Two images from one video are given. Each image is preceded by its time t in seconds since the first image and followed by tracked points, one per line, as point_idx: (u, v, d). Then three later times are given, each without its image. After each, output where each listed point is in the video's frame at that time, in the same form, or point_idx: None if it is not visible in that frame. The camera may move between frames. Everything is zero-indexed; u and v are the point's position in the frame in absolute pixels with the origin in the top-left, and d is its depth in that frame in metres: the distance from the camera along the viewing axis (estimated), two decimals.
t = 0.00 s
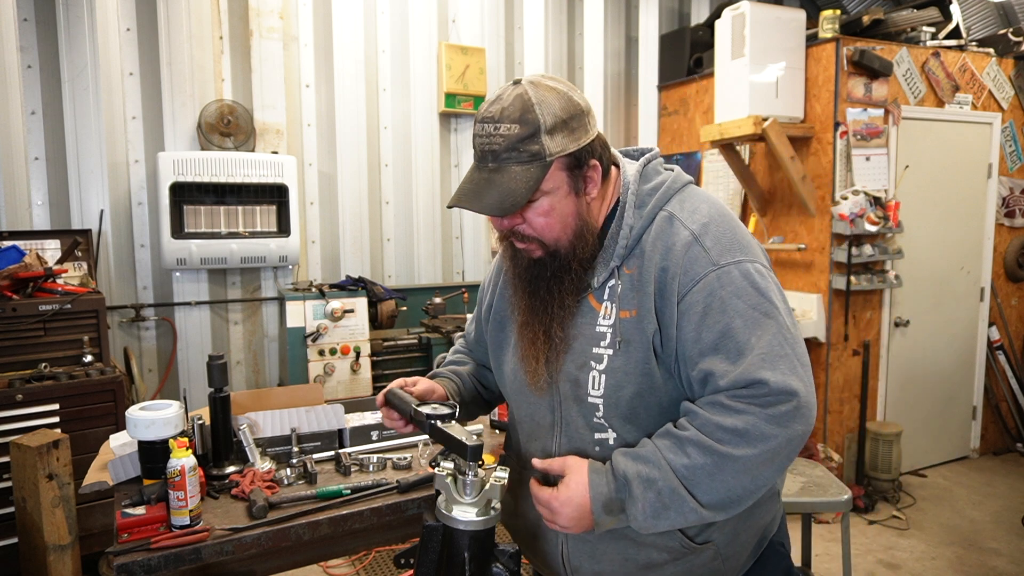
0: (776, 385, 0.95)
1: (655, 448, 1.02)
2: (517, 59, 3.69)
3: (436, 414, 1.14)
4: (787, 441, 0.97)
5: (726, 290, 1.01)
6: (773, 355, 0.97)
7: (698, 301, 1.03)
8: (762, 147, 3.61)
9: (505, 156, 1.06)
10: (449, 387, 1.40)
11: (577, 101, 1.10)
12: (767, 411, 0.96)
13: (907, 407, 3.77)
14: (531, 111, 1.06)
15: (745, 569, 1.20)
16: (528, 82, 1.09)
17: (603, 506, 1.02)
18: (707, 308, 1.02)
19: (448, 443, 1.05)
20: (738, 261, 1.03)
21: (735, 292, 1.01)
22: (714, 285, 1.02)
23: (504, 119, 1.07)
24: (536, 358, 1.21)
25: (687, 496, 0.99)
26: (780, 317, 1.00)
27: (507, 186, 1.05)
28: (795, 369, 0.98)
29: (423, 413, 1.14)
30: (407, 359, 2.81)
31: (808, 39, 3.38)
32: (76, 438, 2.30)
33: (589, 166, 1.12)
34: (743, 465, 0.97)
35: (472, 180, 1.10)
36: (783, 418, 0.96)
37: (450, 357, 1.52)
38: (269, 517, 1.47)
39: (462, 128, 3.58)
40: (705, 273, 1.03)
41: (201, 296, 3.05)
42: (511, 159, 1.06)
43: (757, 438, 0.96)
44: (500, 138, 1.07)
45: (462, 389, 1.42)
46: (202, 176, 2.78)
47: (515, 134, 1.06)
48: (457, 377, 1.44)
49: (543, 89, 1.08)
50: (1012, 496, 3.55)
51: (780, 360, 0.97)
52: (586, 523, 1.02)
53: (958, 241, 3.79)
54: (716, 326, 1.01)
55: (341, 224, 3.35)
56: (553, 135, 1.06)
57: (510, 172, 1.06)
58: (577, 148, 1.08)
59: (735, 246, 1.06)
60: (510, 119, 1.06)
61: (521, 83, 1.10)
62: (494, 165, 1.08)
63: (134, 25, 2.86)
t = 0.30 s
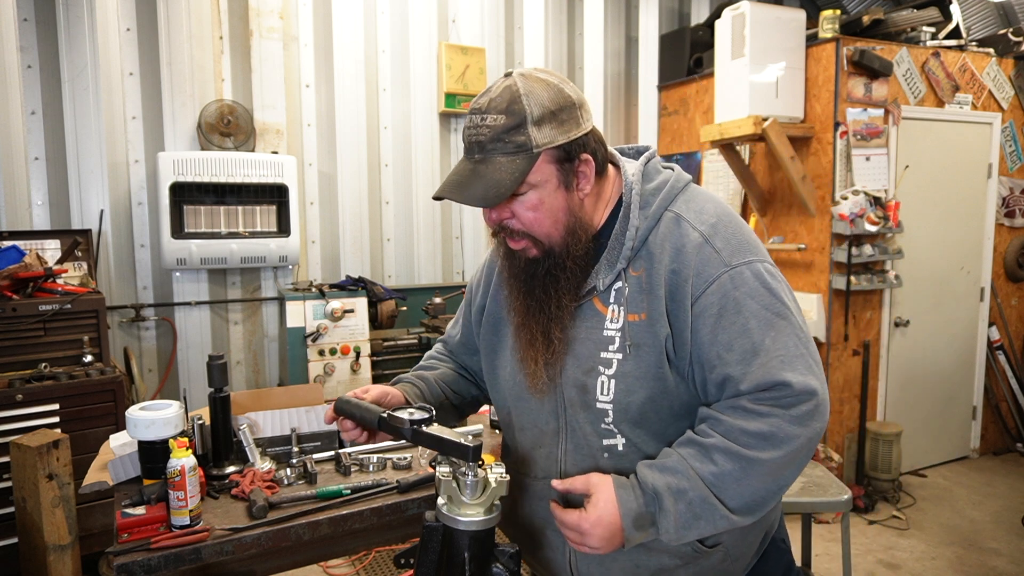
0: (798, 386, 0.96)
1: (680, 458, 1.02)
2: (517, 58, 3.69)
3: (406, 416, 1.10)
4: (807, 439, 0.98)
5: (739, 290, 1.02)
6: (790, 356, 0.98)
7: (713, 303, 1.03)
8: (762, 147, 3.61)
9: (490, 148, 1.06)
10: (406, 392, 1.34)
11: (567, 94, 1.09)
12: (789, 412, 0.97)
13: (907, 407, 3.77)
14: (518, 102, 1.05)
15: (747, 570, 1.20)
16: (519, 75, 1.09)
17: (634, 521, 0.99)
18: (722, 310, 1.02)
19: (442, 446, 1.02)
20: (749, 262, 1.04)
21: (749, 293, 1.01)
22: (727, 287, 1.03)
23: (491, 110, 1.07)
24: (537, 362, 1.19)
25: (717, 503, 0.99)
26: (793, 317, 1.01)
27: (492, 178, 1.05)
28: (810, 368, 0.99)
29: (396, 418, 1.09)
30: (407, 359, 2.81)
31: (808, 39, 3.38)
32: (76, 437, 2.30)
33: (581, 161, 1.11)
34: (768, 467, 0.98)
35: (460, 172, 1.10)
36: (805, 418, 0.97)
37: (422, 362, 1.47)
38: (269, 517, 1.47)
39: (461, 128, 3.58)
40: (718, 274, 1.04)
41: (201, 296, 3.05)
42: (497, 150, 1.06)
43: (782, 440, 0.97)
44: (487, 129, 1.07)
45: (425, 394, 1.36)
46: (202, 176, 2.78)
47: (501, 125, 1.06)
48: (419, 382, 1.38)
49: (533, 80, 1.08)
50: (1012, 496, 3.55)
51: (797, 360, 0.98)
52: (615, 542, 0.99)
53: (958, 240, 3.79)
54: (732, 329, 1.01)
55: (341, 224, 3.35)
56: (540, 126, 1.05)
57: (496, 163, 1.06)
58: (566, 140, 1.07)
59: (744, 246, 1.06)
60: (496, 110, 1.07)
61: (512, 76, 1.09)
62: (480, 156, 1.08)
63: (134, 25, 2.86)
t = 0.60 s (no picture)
0: (817, 386, 0.97)
1: (702, 464, 1.00)
2: (517, 59, 3.70)
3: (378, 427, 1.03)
4: (825, 438, 0.99)
5: (754, 291, 1.02)
6: (807, 356, 0.99)
7: (728, 305, 1.04)
8: (762, 147, 3.61)
9: (487, 137, 1.06)
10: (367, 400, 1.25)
11: (566, 84, 1.09)
12: (809, 413, 0.97)
13: (908, 407, 3.77)
14: (516, 91, 1.05)
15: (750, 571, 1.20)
16: (518, 66, 1.09)
17: (661, 531, 0.96)
18: (738, 312, 1.03)
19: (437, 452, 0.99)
20: (761, 262, 1.05)
21: (763, 293, 1.02)
22: (741, 288, 1.03)
23: (488, 100, 1.07)
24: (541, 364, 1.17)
25: (741, 507, 0.98)
26: (805, 317, 1.02)
27: (488, 167, 1.05)
28: (825, 367, 1.00)
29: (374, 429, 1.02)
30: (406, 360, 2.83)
31: (808, 39, 3.38)
32: (76, 438, 2.30)
33: (581, 154, 1.10)
34: (789, 469, 0.98)
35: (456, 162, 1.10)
36: (822, 417, 0.98)
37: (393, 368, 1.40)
38: (269, 517, 1.47)
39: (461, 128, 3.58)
40: (732, 275, 1.04)
41: (201, 296, 3.05)
42: (493, 139, 1.06)
43: (802, 441, 0.97)
44: (484, 118, 1.07)
45: (392, 403, 1.27)
46: (202, 176, 2.78)
47: (499, 114, 1.06)
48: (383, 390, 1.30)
49: (532, 71, 1.07)
50: (1012, 496, 3.55)
51: (813, 360, 0.99)
52: (642, 553, 0.97)
53: (958, 240, 3.79)
54: (748, 330, 1.01)
55: (341, 224, 3.35)
56: (537, 116, 1.05)
57: (492, 152, 1.06)
58: (565, 131, 1.07)
59: (754, 247, 1.07)
60: (494, 100, 1.07)
61: (511, 68, 1.09)
62: (477, 146, 1.08)
63: (134, 25, 2.86)
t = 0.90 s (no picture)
0: (832, 387, 0.98)
1: (721, 468, 1.00)
2: (517, 59, 3.70)
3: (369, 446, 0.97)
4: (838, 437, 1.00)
5: (768, 293, 1.03)
6: (820, 357, 1.00)
7: (743, 307, 1.04)
8: (762, 147, 3.61)
9: (492, 131, 1.05)
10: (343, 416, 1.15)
11: (574, 80, 1.08)
12: (824, 414, 0.98)
13: (908, 407, 3.77)
14: (523, 85, 1.04)
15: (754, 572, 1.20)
16: (524, 61, 1.08)
17: (683, 538, 0.95)
18: (753, 314, 1.03)
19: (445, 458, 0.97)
20: (772, 263, 1.06)
21: (777, 296, 1.03)
22: (755, 290, 1.04)
23: (494, 94, 1.06)
24: (548, 366, 1.15)
25: (761, 509, 0.98)
26: (817, 318, 1.03)
27: (494, 161, 1.03)
28: (835, 367, 1.02)
29: (369, 445, 0.96)
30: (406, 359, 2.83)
31: (808, 39, 3.38)
32: (76, 438, 2.30)
33: (588, 150, 1.09)
34: (806, 470, 0.99)
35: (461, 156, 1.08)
36: (837, 418, 0.99)
37: (371, 376, 1.31)
38: (269, 517, 1.47)
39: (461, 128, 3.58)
40: (746, 277, 1.05)
41: (201, 296, 3.05)
42: (499, 133, 1.04)
43: (818, 442, 0.98)
44: (490, 112, 1.05)
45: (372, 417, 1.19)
46: (202, 176, 2.78)
47: (505, 108, 1.04)
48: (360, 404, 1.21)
49: (539, 65, 1.06)
50: (1012, 496, 3.55)
51: (826, 361, 1.01)
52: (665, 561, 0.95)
53: (958, 241, 3.79)
54: (763, 333, 1.02)
55: (341, 224, 3.35)
56: (545, 110, 1.04)
57: (499, 146, 1.04)
58: (572, 127, 1.06)
59: (765, 249, 1.08)
60: (500, 94, 1.05)
61: (518, 62, 1.08)
62: (482, 140, 1.06)
63: (134, 25, 2.86)
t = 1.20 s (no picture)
0: (841, 385, 1.00)
1: (734, 467, 0.99)
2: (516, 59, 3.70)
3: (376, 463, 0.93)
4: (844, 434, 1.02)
5: (777, 292, 1.04)
6: (828, 356, 1.02)
7: (753, 306, 1.04)
8: (762, 147, 3.61)
9: (504, 124, 1.04)
10: (337, 433, 1.09)
11: (585, 74, 1.08)
12: (833, 411, 1.00)
13: (908, 407, 3.77)
14: (535, 78, 1.03)
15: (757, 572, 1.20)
16: (534, 55, 1.07)
17: (699, 538, 0.93)
18: (763, 313, 1.04)
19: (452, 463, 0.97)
20: (782, 263, 1.07)
21: (787, 295, 1.04)
22: (765, 289, 1.05)
23: (506, 86, 1.05)
24: (554, 366, 1.14)
25: (774, 507, 0.98)
26: (822, 317, 1.05)
27: (506, 155, 1.02)
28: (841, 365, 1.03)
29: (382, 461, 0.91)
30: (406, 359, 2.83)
31: (808, 38, 3.38)
32: (76, 437, 2.30)
33: (598, 147, 1.10)
34: (817, 467, 1.00)
35: (470, 151, 1.06)
36: (845, 416, 1.01)
37: (360, 385, 1.25)
38: (269, 517, 1.47)
39: (461, 128, 3.58)
40: (756, 275, 1.06)
41: (201, 296, 3.05)
42: (510, 126, 1.04)
43: (828, 440, 0.99)
44: (501, 105, 1.04)
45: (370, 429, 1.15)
46: (202, 176, 2.78)
47: (517, 100, 1.03)
48: (353, 417, 1.14)
49: (550, 59, 1.06)
50: (1012, 496, 3.55)
51: (833, 360, 1.02)
52: (682, 562, 0.93)
53: (958, 240, 3.79)
54: (773, 331, 1.03)
55: (341, 224, 3.35)
56: (557, 103, 1.03)
57: (510, 140, 1.03)
58: (584, 122, 1.06)
59: (771, 248, 1.09)
60: (511, 87, 1.04)
61: (528, 56, 1.07)
62: (493, 134, 1.05)
63: (134, 25, 2.86)
